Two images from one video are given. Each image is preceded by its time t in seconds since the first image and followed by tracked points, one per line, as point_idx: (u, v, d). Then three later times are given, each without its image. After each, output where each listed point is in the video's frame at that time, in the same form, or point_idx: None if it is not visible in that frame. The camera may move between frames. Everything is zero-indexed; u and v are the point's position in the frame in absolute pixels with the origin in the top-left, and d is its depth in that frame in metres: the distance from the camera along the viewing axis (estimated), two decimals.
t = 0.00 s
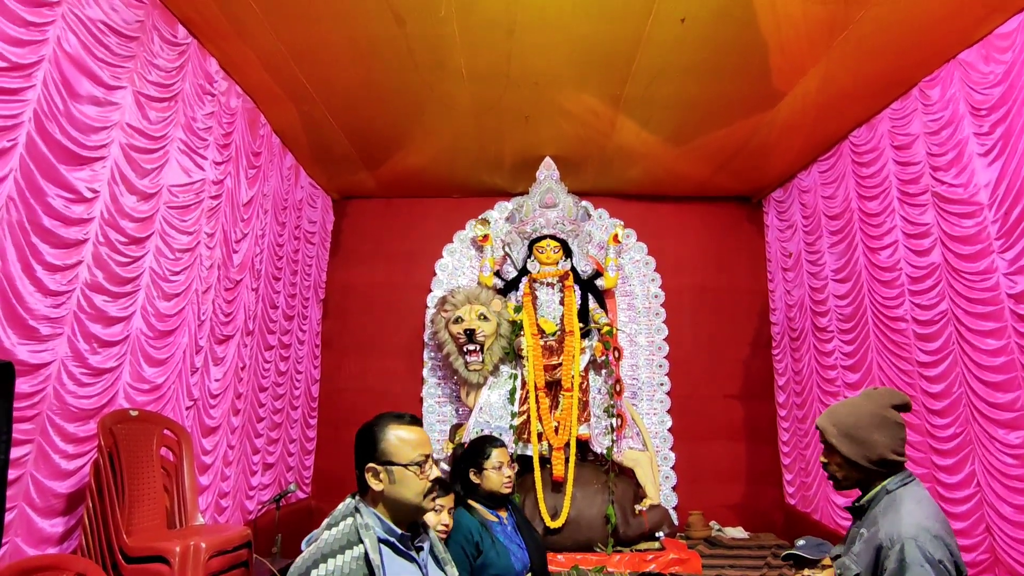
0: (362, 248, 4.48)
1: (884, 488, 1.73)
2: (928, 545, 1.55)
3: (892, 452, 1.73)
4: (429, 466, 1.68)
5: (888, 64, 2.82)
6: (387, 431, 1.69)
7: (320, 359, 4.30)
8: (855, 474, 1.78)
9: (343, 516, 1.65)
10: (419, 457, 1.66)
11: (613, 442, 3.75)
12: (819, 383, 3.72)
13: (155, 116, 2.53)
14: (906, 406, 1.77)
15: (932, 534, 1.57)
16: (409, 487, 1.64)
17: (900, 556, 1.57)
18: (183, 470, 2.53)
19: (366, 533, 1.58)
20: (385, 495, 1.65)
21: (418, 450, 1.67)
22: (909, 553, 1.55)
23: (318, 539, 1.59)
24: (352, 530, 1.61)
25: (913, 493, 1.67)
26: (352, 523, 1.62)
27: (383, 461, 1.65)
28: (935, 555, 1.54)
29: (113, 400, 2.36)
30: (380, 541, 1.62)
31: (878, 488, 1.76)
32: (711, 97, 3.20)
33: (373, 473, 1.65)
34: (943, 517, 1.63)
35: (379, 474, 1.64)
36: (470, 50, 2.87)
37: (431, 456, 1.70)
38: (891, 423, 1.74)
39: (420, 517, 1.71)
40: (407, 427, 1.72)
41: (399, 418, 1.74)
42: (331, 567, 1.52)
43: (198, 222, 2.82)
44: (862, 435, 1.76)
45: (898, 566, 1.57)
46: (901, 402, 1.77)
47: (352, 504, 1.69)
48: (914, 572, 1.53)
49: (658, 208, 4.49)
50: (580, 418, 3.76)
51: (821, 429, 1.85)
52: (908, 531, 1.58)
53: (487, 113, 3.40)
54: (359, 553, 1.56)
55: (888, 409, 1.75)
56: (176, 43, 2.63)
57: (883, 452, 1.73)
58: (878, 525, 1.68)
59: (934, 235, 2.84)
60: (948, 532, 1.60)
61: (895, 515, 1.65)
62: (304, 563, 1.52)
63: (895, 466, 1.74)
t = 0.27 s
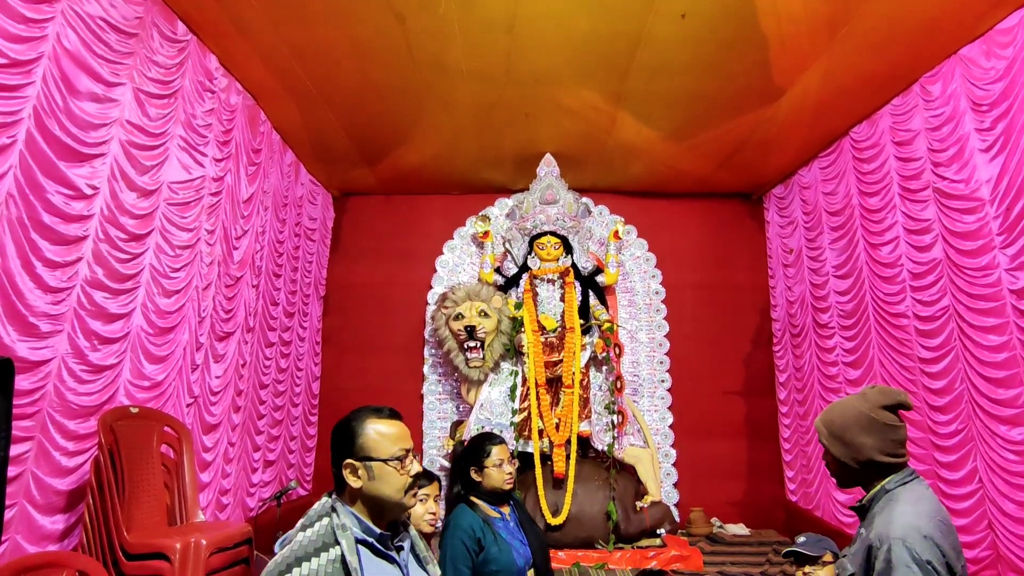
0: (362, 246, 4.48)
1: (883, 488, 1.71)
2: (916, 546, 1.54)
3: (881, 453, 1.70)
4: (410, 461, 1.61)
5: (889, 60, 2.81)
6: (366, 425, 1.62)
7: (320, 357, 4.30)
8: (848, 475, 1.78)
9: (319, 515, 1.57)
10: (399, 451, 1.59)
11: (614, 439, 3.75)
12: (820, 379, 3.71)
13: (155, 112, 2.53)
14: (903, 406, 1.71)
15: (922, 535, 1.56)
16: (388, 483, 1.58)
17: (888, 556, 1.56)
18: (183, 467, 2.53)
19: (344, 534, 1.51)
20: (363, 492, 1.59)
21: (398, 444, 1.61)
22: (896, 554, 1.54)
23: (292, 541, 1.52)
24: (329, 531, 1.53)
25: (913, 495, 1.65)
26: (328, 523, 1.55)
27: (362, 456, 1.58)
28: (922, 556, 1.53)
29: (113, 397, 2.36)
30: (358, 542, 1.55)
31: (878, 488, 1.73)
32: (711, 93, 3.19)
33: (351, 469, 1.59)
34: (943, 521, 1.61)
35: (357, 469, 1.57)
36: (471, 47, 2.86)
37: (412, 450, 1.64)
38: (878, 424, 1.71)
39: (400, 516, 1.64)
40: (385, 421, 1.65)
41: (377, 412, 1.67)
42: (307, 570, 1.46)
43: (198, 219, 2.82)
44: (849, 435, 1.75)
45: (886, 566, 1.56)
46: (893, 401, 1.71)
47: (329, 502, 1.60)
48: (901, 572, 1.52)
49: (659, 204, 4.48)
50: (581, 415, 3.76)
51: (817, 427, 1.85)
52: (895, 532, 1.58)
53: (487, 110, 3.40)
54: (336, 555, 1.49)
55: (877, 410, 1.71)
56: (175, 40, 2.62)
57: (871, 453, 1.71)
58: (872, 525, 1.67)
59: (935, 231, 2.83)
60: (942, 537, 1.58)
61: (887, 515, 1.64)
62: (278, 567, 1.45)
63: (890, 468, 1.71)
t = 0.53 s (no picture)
0: (362, 240, 4.48)
1: (878, 483, 1.66)
2: (898, 539, 1.48)
3: (860, 447, 1.67)
4: (395, 453, 1.55)
5: (889, 53, 2.80)
6: (348, 417, 1.55)
7: (321, 352, 4.30)
8: (843, 471, 1.74)
9: (298, 511, 1.51)
10: (382, 444, 1.52)
11: (614, 432, 3.76)
12: (820, 373, 3.71)
13: (154, 106, 2.53)
14: (877, 398, 1.65)
15: (905, 527, 1.50)
16: (370, 475, 1.51)
17: (871, 549, 1.51)
18: (184, 460, 2.53)
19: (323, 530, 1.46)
20: (346, 486, 1.52)
21: (381, 436, 1.54)
22: (877, 547, 1.49)
23: (270, 540, 1.47)
24: (308, 528, 1.47)
25: (902, 489, 1.59)
26: (308, 520, 1.49)
27: (344, 448, 1.51)
28: (904, 548, 1.47)
29: (114, 391, 2.36)
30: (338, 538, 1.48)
31: (874, 482, 1.68)
32: (712, 85, 3.18)
33: (333, 461, 1.52)
34: (933, 514, 1.54)
35: (338, 462, 1.50)
36: (471, 40, 2.86)
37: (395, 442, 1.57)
38: (851, 416, 1.67)
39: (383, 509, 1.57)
40: (366, 412, 1.58)
41: (358, 403, 1.60)
42: (285, 569, 1.41)
43: (198, 213, 2.82)
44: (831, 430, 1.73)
45: (870, 559, 1.51)
46: (863, 394, 1.67)
47: (308, 497, 1.53)
48: (881, 566, 1.47)
49: (659, 198, 4.47)
50: (581, 409, 3.76)
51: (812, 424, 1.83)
52: (878, 525, 1.52)
53: (487, 103, 3.39)
54: (317, 553, 1.43)
55: (849, 405, 1.68)
56: (174, 33, 2.61)
57: (851, 447, 1.68)
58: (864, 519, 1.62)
59: (936, 224, 2.83)
60: (929, 530, 1.51)
61: (876, 508, 1.59)
62: (257, 567, 1.41)
63: (875, 462, 1.67)
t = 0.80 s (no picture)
0: (363, 232, 4.48)
1: (870, 474, 1.66)
2: (877, 527, 1.50)
3: (853, 439, 1.67)
4: (385, 442, 1.51)
5: (891, 44, 2.79)
6: (337, 406, 1.49)
7: (322, 344, 4.31)
8: (842, 463, 1.74)
9: (289, 503, 1.44)
10: (373, 432, 1.48)
11: (615, 424, 3.78)
12: (821, 364, 3.72)
13: (154, 98, 2.52)
14: (868, 389, 1.67)
15: (884, 516, 1.51)
16: (361, 465, 1.46)
17: (852, 536, 1.55)
18: (187, 452, 2.54)
19: (317, 521, 1.38)
20: (336, 475, 1.47)
21: (371, 424, 1.50)
22: (856, 534, 1.52)
23: (261, 533, 1.38)
24: (300, 520, 1.40)
25: (890, 478, 1.59)
26: (300, 511, 1.41)
27: (333, 437, 1.46)
28: (881, 536, 1.49)
29: (116, 382, 2.37)
30: (331, 529, 1.42)
31: (868, 473, 1.68)
32: (713, 76, 3.17)
33: (323, 451, 1.47)
34: (919, 504, 1.53)
35: (328, 451, 1.45)
36: (471, 32, 2.85)
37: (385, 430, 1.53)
38: (840, 408, 1.69)
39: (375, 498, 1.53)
40: (355, 400, 1.53)
41: (347, 391, 1.55)
42: (280, 562, 1.33)
43: (199, 205, 2.82)
44: (827, 423, 1.73)
45: (851, 546, 1.54)
46: (854, 386, 1.69)
47: (298, 490, 1.47)
48: (859, 552, 1.50)
49: (660, 190, 4.47)
50: (582, 400, 3.78)
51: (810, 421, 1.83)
52: (859, 513, 1.54)
53: (488, 95, 3.37)
54: (311, 545, 1.36)
55: (841, 396, 1.70)
56: (174, 25, 2.60)
57: (845, 439, 1.68)
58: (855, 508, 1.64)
59: (938, 215, 2.82)
60: (911, 519, 1.51)
61: (863, 497, 1.60)
62: (247, 561, 1.33)
63: (869, 453, 1.67)
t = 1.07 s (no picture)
0: (363, 223, 4.47)
1: (869, 459, 1.68)
2: (866, 510, 1.51)
3: (858, 419, 1.69)
4: (386, 431, 1.51)
5: (892, 32, 2.78)
6: (339, 395, 1.49)
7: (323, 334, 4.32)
8: (848, 447, 1.76)
9: (288, 492, 1.44)
10: (374, 421, 1.48)
11: (615, 413, 3.80)
12: (820, 354, 3.73)
13: (153, 88, 2.51)
14: (882, 372, 1.69)
15: (875, 499, 1.53)
16: (361, 455, 1.46)
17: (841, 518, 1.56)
18: (189, 441, 2.56)
19: (316, 509, 1.38)
20: (338, 463, 1.47)
21: (372, 413, 1.50)
22: (844, 515, 1.53)
23: (261, 522, 1.39)
24: (300, 508, 1.40)
25: (886, 463, 1.61)
26: (299, 500, 1.41)
27: (335, 425, 1.46)
28: (870, 518, 1.50)
29: (118, 372, 2.38)
30: (330, 517, 1.43)
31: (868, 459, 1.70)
32: (713, 66, 3.15)
33: (324, 439, 1.47)
34: (911, 490, 1.55)
35: (330, 439, 1.45)
36: (471, 23, 2.84)
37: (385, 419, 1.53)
38: (857, 388, 1.70)
39: (375, 487, 1.53)
40: (355, 390, 1.53)
41: (347, 381, 1.55)
42: (280, 550, 1.34)
43: (199, 196, 2.82)
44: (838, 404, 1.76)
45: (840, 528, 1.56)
46: (868, 368, 1.71)
47: (297, 478, 1.47)
48: (846, 533, 1.52)
49: (661, 181, 4.46)
50: (582, 390, 3.79)
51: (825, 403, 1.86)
52: (851, 495, 1.56)
53: (487, 85, 3.36)
54: (311, 534, 1.37)
55: (854, 377, 1.72)
56: (172, 14, 2.59)
57: (850, 419, 1.70)
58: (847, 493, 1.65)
59: (938, 205, 2.82)
60: (901, 504, 1.52)
61: (856, 481, 1.62)
62: (248, 550, 1.34)
63: (874, 436, 1.68)
